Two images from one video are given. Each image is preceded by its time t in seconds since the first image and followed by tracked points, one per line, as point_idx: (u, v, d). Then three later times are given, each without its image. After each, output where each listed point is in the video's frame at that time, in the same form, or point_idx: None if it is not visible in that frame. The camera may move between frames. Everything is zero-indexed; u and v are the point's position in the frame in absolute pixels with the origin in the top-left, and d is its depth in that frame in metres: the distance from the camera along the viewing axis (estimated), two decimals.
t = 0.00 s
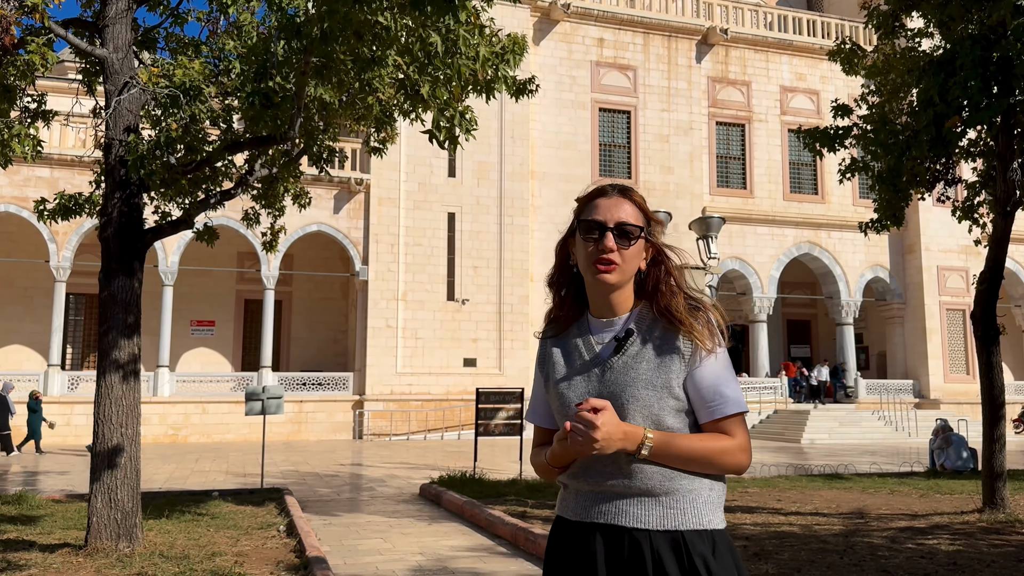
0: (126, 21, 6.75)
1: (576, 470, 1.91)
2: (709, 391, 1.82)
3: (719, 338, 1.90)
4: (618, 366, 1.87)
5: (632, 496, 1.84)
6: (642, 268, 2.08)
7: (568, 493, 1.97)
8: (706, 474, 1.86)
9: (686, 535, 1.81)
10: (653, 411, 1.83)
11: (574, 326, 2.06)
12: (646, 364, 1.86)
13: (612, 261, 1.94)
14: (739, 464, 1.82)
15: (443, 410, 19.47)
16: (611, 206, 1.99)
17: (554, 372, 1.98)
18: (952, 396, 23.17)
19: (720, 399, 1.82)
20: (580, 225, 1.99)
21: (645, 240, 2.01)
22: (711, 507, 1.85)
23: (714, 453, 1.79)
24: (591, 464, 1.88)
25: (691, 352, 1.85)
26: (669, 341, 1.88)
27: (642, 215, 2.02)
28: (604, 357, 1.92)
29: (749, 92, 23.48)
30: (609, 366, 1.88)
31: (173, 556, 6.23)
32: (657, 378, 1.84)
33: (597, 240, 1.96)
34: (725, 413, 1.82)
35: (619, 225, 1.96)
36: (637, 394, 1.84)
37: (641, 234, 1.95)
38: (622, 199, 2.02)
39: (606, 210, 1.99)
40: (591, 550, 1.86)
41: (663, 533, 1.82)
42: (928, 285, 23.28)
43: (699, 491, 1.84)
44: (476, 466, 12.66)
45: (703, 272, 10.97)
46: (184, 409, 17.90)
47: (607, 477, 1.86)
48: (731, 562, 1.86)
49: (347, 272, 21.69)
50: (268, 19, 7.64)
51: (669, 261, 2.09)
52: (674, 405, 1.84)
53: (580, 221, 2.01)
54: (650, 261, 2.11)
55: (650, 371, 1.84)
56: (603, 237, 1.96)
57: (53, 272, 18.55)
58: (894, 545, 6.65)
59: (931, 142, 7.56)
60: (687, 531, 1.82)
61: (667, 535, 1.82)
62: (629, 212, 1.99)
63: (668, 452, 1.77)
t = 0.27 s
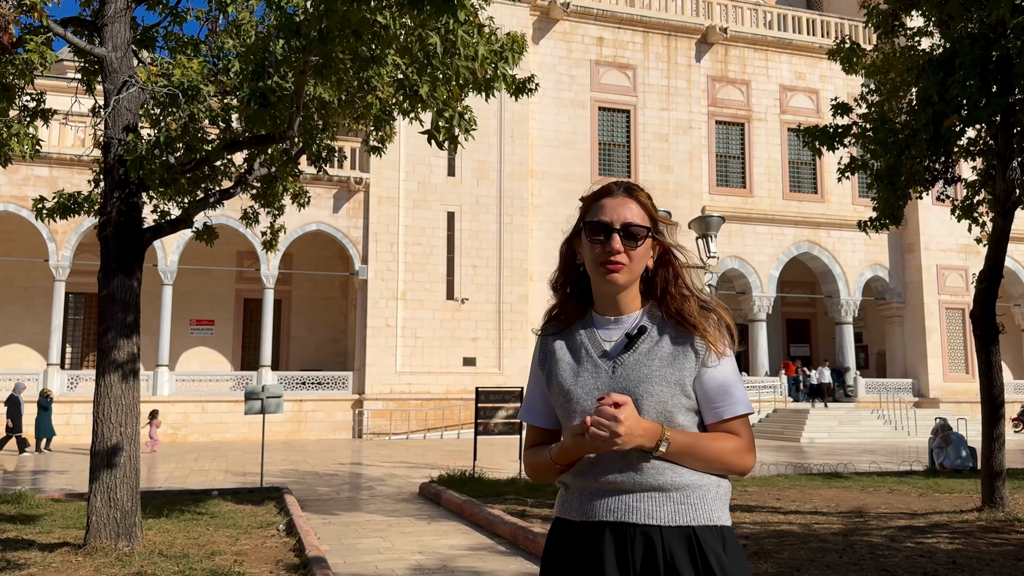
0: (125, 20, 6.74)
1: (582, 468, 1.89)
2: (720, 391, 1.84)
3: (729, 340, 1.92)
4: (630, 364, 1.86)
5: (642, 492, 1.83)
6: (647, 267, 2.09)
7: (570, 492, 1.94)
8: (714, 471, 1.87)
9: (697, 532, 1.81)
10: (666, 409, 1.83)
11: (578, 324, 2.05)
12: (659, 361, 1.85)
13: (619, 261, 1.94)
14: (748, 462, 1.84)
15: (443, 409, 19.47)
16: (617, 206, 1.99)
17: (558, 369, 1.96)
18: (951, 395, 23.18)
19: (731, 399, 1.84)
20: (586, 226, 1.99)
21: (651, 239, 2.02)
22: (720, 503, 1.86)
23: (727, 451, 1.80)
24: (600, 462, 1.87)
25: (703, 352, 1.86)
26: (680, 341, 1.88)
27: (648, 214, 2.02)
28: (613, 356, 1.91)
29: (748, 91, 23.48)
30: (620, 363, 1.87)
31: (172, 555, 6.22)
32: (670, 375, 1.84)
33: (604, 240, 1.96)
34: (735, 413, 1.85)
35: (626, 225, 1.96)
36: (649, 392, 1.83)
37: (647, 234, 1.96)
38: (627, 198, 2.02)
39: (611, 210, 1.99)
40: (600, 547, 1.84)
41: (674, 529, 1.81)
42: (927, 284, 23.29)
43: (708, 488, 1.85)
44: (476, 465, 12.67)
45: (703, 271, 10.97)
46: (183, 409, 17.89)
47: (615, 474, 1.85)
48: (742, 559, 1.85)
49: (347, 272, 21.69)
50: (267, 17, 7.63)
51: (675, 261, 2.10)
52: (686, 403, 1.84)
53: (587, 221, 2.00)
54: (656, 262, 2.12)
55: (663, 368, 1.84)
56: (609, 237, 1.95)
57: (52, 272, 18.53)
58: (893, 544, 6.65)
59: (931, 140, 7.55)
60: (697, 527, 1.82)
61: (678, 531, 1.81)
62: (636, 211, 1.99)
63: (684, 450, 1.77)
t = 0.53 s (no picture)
0: (124, 18, 6.73)
1: (574, 466, 1.90)
2: (711, 395, 1.84)
3: (722, 343, 1.91)
4: (622, 364, 1.86)
5: (630, 492, 1.83)
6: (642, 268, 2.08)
7: (561, 489, 1.94)
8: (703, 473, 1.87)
9: (684, 534, 1.81)
10: (657, 411, 1.82)
11: (574, 325, 2.05)
12: (651, 362, 1.85)
13: (607, 260, 1.94)
14: (738, 465, 1.84)
15: (442, 407, 19.47)
16: (607, 206, 2.00)
17: (553, 369, 1.95)
18: (951, 394, 23.19)
19: (722, 403, 1.84)
20: (576, 226, 1.99)
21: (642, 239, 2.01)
22: (707, 506, 1.86)
23: (719, 453, 1.80)
24: (591, 461, 1.87)
25: (695, 354, 1.86)
26: (673, 342, 1.88)
27: (639, 215, 2.03)
28: (607, 356, 1.91)
29: (748, 90, 23.48)
30: (612, 364, 1.87)
31: (171, 554, 6.21)
32: (661, 376, 1.83)
33: (592, 238, 1.96)
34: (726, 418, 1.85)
35: (614, 223, 1.96)
36: (641, 393, 1.83)
37: (635, 232, 1.96)
38: (617, 199, 2.02)
39: (601, 210, 1.99)
40: (587, 545, 1.83)
41: (661, 530, 1.81)
42: (926, 283, 23.30)
43: (696, 490, 1.85)
44: (475, 463, 12.67)
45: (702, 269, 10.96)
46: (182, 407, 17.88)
47: (605, 473, 1.85)
48: (726, 562, 1.85)
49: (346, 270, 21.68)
50: (265, 16, 7.62)
51: (670, 262, 2.09)
52: (677, 405, 1.84)
53: (577, 221, 2.00)
54: (651, 263, 2.11)
55: (654, 369, 1.84)
56: (597, 236, 1.96)
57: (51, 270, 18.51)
58: (892, 543, 6.65)
59: (930, 139, 7.54)
60: (684, 528, 1.81)
61: (665, 532, 1.81)
62: (625, 211, 1.99)
63: (676, 449, 1.76)
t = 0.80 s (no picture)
0: (123, 16, 6.72)
1: (564, 464, 1.92)
2: (699, 396, 1.82)
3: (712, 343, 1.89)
4: (608, 367, 1.88)
5: (610, 492, 1.83)
6: (634, 270, 2.06)
7: (553, 483, 1.97)
8: (686, 476, 1.84)
9: (660, 537, 1.81)
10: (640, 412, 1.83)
11: (570, 328, 2.06)
12: (635, 365, 1.86)
13: (594, 261, 1.94)
14: (727, 467, 1.82)
15: (441, 406, 19.48)
16: (595, 209, 2.00)
17: (546, 370, 1.99)
18: (950, 393, 23.21)
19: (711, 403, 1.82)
20: (564, 229, 2.00)
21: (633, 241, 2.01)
22: (687, 511, 1.84)
23: (712, 450, 1.78)
24: (578, 459, 1.89)
25: (680, 354, 1.84)
26: (659, 344, 1.87)
27: (628, 217, 2.02)
28: (596, 358, 1.92)
29: (747, 89, 23.47)
30: (599, 366, 1.89)
31: (170, 552, 6.21)
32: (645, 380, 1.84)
33: (579, 241, 1.96)
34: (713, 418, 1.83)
35: (601, 225, 1.96)
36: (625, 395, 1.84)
37: (622, 233, 1.95)
38: (606, 202, 2.02)
39: (590, 213, 1.99)
40: (566, 544, 1.86)
41: (636, 531, 1.81)
42: (925, 282, 23.31)
43: (676, 493, 1.82)
44: (474, 462, 12.66)
45: (701, 268, 10.97)
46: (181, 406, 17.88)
47: (589, 472, 1.86)
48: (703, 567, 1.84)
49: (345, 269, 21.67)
50: (264, 15, 7.62)
51: (663, 261, 2.07)
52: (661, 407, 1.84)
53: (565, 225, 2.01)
54: (644, 264, 2.09)
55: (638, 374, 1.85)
56: (584, 238, 1.96)
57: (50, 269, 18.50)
58: (891, 542, 6.65)
59: (929, 138, 7.53)
60: (661, 532, 1.81)
61: (640, 535, 1.80)
62: (613, 214, 1.99)
63: (670, 442, 1.74)
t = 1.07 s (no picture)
0: (123, 15, 6.72)
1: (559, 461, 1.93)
2: (691, 396, 1.80)
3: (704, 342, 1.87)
4: (603, 367, 1.89)
5: (605, 489, 1.83)
6: (633, 271, 2.05)
7: (549, 482, 1.98)
8: (681, 475, 1.84)
9: (654, 534, 1.81)
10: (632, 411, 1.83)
11: (569, 328, 2.07)
12: (628, 366, 1.86)
13: (601, 266, 1.94)
14: (716, 465, 1.80)
15: (440, 405, 19.49)
16: (600, 214, 1.98)
17: (545, 370, 2.00)
18: (949, 392, 23.23)
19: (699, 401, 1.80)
20: (569, 233, 1.99)
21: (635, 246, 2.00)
22: (682, 509, 1.84)
23: (693, 447, 1.76)
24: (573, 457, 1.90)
25: (671, 353, 1.84)
26: (651, 344, 1.87)
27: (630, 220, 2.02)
28: (592, 358, 1.93)
29: (747, 88, 23.47)
30: (595, 367, 1.90)
31: (170, 551, 6.21)
32: (637, 380, 1.84)
33: (586, 246, 1.96)
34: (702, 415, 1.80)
35: (608, 231, 1.95)
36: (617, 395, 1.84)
37: (628, 240, 1.95)
38: (609, 206, 2.01)
39: (594, 218, 1.98)
40: (562, 540, 1.87)
41: (631, 528, 1.81)
42: (925, 281, 23.32)
43: (670, 491, 1.82)
44: (474, 461, 12.67)
45: (700, 267, 10.96)
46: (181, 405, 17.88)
47: (585, 470, 1.87)
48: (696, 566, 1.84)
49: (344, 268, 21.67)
50: (264, 13, 7.62)
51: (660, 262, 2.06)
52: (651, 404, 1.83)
53: (570, 228, 2.00)
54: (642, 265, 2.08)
55: (631, 374, 1.85)
56: (591, 244, 1.95)
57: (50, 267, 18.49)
58: (891, 541, 6.66)
59: (930, 138, 7.53)
60: (656, 529, 1.81)
61: (635, 532, 1.81)
62: (618, 218, 1.98)
63: (645, 436, 1.73)
